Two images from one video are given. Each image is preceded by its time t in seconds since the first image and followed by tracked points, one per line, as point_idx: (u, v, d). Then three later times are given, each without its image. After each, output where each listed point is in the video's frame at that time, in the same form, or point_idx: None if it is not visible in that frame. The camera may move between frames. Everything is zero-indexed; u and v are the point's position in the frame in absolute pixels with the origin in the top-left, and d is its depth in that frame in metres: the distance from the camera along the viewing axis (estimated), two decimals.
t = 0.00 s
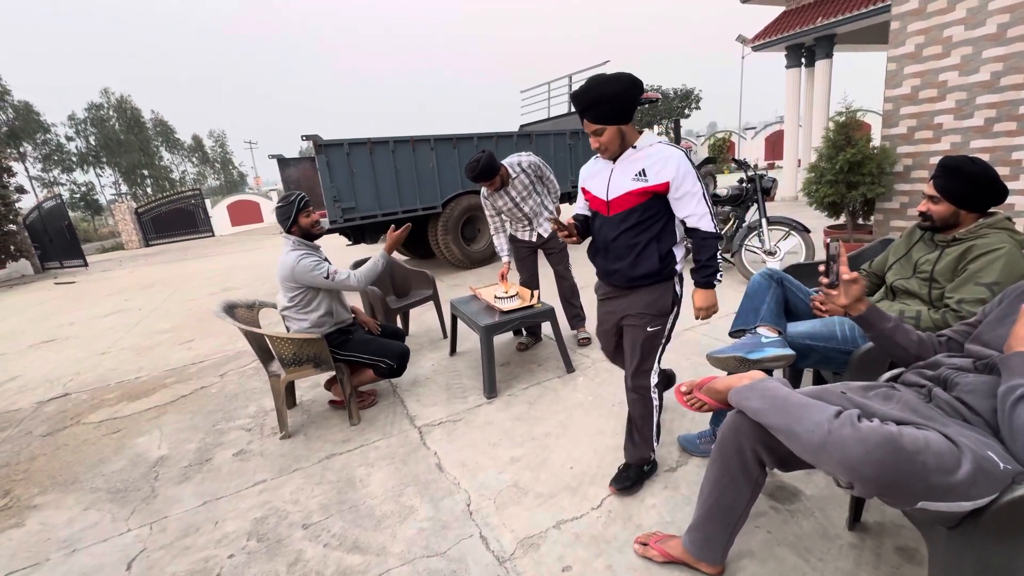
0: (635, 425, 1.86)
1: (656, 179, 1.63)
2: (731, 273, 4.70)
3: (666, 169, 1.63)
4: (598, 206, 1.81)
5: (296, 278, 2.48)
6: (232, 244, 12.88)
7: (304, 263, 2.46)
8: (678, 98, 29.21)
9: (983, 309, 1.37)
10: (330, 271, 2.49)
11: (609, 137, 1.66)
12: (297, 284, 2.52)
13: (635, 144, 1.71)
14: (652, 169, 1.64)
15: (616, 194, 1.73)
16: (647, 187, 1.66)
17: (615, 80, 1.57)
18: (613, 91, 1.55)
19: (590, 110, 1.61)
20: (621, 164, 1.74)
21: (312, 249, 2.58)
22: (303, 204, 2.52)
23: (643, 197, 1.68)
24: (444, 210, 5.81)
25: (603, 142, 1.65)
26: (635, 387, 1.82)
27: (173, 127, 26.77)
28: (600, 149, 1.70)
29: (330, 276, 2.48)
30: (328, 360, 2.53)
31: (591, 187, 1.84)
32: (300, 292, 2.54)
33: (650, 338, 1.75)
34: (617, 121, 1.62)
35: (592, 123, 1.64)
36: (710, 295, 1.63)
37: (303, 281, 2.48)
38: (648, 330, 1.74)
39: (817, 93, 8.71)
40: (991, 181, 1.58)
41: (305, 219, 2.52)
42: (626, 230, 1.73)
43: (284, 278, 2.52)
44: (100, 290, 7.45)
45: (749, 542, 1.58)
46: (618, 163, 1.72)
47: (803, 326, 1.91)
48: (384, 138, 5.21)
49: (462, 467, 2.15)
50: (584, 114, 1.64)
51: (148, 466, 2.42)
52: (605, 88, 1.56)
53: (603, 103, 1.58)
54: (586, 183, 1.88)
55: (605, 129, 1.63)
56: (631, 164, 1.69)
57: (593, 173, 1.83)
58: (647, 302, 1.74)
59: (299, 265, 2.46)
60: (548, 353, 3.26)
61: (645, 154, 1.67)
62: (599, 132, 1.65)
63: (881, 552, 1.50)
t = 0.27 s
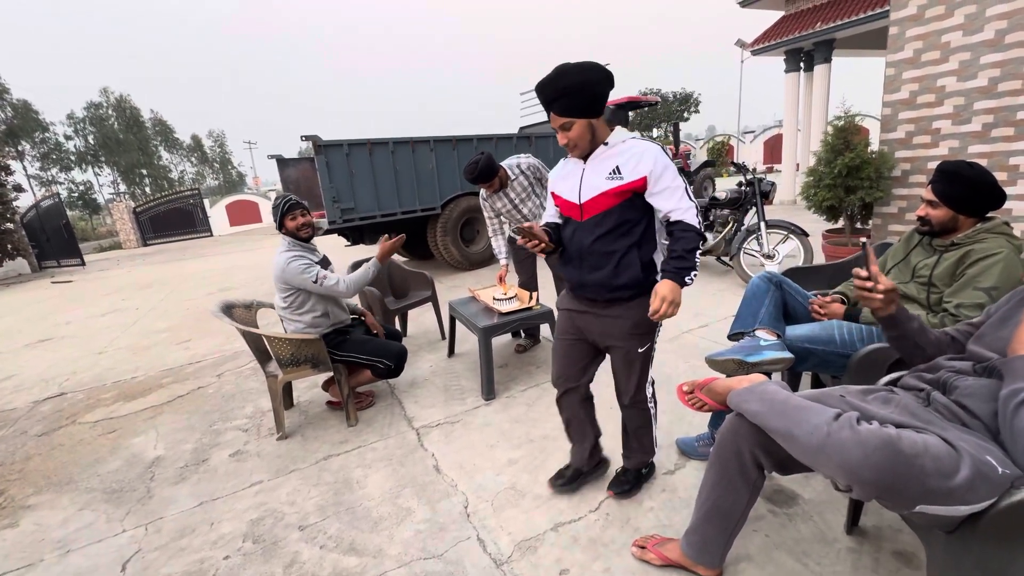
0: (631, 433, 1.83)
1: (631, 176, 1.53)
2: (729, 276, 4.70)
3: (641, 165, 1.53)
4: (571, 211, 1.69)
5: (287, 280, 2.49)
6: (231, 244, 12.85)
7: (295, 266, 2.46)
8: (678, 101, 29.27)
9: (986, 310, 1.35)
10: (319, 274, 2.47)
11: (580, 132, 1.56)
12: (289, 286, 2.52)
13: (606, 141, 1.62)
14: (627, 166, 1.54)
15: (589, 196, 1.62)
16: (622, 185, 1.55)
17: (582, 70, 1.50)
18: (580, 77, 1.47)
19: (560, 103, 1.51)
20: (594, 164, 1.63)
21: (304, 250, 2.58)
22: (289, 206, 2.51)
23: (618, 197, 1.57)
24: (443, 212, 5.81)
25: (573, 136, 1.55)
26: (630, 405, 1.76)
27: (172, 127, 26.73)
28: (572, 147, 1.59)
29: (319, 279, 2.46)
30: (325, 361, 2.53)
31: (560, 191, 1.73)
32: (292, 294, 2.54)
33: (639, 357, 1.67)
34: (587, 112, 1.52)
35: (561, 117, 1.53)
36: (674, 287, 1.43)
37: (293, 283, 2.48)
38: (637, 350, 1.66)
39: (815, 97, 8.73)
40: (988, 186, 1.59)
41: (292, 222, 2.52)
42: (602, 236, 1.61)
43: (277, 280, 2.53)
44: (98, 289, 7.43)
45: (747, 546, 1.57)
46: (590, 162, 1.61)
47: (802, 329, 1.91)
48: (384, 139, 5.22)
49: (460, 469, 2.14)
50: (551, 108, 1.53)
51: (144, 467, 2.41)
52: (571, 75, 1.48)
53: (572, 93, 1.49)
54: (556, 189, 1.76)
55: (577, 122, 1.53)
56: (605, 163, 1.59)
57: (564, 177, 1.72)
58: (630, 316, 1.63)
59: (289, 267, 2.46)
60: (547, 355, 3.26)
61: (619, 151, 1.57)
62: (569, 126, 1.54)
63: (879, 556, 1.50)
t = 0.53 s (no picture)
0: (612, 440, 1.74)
1: (586, 195, 1.37)
2: (726, 281, 4.71)
3: (596, 185, 1.39)
4: (518, 234, 1.46)
5: (276, 284, 2.49)
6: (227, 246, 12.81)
7: (283, 269, 2.46)
8: (675, 107, 29.41)
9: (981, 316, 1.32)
10: (305, 278, 2.45)
11: (537, 140, 1.38)
12: (279, 290, 2.52)
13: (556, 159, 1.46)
14: (581, 184, 1.38)
15: (540, 216, 1.41)
16: (577, 206, 1.38)
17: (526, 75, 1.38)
18: (532, 78, 1.34)
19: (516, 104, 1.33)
20: (545, 182, 1.43)
21: (298, 253, 2.58)
22: (284, 208, 2.51)
23: (573, 217, 1.39)
24: (441, 214, 5.81)
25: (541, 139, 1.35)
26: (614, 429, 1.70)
27: (170, 127, 26.70)
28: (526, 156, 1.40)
29: (305, 284, 2.45)
30: (321, 363, 2.51)
31: (505, 212, 1.50)
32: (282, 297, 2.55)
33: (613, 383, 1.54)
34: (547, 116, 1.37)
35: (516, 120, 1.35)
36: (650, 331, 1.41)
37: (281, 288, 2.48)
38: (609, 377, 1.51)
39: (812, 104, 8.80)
40: (984, 193, 1.60)
41: (286, 223, 2.51)
42: (556, 259, 1.39)
43: (268, 283, 2.54)
44: (93, 289, 7.39)
45: (744, 551, 1.57)
46: (543, 177, 1.42)
47: (799, 334, 1.90)
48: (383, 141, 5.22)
49: (456, 473, 2.13)
50: (504, 111, 1.35)
51: (137, 468, 2.39)
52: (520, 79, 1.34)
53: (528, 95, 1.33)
54: (499, 211, 1.52)
55: (535, 127, 1.36)
56: (557, 181, 1.41)
57: (507, 198, 1.50)
58: (594, 347, 1.45)
59: (277, 271, 2.46)
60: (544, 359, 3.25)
61: (571, 169, 1.42)
62: (525, 130, 1.36)
63: (875, 562, 1.49)
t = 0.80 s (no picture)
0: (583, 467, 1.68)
1: (530, 204, 1.33)
2: (721, 289, 4.73)
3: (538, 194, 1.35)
4: (455, 245, 1.39)
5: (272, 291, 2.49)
6: (223, 249, 12.76)
7: (279, 277, 2.45)
8: (672, 116, 29.63)
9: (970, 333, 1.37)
10: (302, 285, 2.45)
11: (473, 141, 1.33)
12: (275, 297, 2.52)
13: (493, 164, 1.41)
14: (523, 193, 1.34)
15: (479, 226, 1.34)
16: (520, 214, 1.33)
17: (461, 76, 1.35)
18: (465, 74, 1.29)
19: (449, 101, 1.28)
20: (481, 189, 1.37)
21: (294, 258, 2.57)
22: (283, 212, 2.51)
23: (515, 228, 1.33)
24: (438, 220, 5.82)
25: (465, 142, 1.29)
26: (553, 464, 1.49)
27: (167, 130, 26.66)
28: (461, 157, 1.33)
29: (301, 291, 2.45)
30: (316, 368, 2.50)
31: (438, 221, 1.41)
32: (277, 304, 2.54)
33: (538, 424, 1.39)
34: (480, 116, 1.32)
35: (449, 119, 1.29)
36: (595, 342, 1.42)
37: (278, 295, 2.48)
38: (535, 415, 1.38)
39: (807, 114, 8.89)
40: (976, 206, 1.62)
41: (283, 227, 2.51)
42: (494, 275, 1.33)
43: (264, 289, 2.54)
44: (86, 292, 7.34)
45: (737, 561, 1.57)
46: (480, 184, 1.36)
47: (793, 343, 1.91)
48: (381, 146, 5.24)
49: (450, 480, 2.12)
50: (439, 108, 1.29)
51: (128, 473, 2.37)
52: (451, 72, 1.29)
53: (464, 93, 1.28)
54: (430, 221, 1.43)
55: (470, 126, 1.30)
56: (497, 189, 1.35)
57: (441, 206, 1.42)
58: (518, 380, 1.37)
59: (273, 279, 2.45)
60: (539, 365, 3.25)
61: (511, 177, 1.37)
62: (460, 131, 1.31)
63: (868, 573, 1.49)
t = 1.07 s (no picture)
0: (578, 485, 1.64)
1: (457, 236, 1.17)
2: (717, 298, 4.75)
3: (469, 224, 1.17)
4: (385, 272, 1.28)
5: (266, 293, 2.48)
6: (218, 252, 12.71)
7: (273, 277, 2.44)
8: (668, 124, 29.83)
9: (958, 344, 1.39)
10: (298, 283, 2.47)
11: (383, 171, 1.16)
12: (269, 300, 2.50)
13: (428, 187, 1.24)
14: (451, 224, 1.18)
15: (403, 255, 1.22)
16: (444, 246, 1.17)
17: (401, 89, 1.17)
18: (367, 96, 1.09)
19: (350, 130, 1.11)
20: (410, 216, 1.23)
21: (287, 261, 2.57)
22: (274, 216, 2.52)
23: (439, 261, 1.19)
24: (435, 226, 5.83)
25: (362, 172, 1.12)
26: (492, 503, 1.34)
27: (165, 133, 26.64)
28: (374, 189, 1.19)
29: (298, 288, 2.46)
30: (311, 373, 2.49)
31: (374, 242, 1.31)
32: (272, 306, 2.52)
33: (454, 471, 1.24)
34: (395, 142, 1.13)
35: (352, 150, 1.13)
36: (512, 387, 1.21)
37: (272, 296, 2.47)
38: (450, 462, 1.23)
39: (802, 124, 8.98)
40: (966, 219, 1.64)
41: (275, 233, 2.51)
42: (417, 308, 1.21)
43: (258, 293, 2.52)
44: (79, 294, 7.28)
45: (731, 571, 1.56)
46: (409, 210, 1.22)
47: (787, 353, 1.92)
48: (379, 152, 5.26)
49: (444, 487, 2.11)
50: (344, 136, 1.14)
51: (118, 479, 2.34)
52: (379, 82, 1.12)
53: (367, 118, 1.10)
54: (369, 242, 1.34)
55: (374, 157, 1.13)
56: (426, 217, 1.20)
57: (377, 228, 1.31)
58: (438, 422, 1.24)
59: (267, 280, 2.45)
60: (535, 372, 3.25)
61: (443, 204, 1.20)
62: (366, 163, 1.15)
63: None
